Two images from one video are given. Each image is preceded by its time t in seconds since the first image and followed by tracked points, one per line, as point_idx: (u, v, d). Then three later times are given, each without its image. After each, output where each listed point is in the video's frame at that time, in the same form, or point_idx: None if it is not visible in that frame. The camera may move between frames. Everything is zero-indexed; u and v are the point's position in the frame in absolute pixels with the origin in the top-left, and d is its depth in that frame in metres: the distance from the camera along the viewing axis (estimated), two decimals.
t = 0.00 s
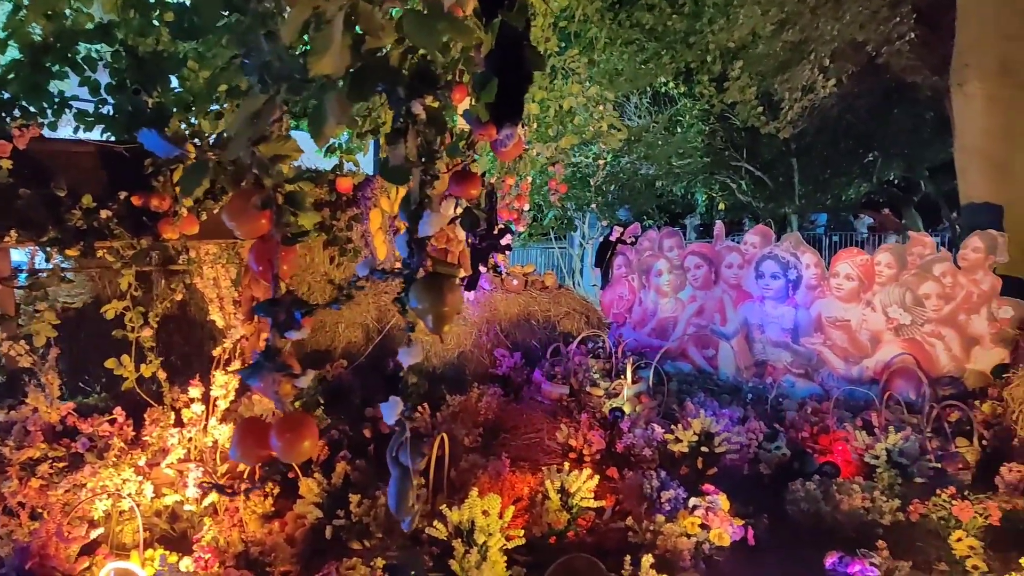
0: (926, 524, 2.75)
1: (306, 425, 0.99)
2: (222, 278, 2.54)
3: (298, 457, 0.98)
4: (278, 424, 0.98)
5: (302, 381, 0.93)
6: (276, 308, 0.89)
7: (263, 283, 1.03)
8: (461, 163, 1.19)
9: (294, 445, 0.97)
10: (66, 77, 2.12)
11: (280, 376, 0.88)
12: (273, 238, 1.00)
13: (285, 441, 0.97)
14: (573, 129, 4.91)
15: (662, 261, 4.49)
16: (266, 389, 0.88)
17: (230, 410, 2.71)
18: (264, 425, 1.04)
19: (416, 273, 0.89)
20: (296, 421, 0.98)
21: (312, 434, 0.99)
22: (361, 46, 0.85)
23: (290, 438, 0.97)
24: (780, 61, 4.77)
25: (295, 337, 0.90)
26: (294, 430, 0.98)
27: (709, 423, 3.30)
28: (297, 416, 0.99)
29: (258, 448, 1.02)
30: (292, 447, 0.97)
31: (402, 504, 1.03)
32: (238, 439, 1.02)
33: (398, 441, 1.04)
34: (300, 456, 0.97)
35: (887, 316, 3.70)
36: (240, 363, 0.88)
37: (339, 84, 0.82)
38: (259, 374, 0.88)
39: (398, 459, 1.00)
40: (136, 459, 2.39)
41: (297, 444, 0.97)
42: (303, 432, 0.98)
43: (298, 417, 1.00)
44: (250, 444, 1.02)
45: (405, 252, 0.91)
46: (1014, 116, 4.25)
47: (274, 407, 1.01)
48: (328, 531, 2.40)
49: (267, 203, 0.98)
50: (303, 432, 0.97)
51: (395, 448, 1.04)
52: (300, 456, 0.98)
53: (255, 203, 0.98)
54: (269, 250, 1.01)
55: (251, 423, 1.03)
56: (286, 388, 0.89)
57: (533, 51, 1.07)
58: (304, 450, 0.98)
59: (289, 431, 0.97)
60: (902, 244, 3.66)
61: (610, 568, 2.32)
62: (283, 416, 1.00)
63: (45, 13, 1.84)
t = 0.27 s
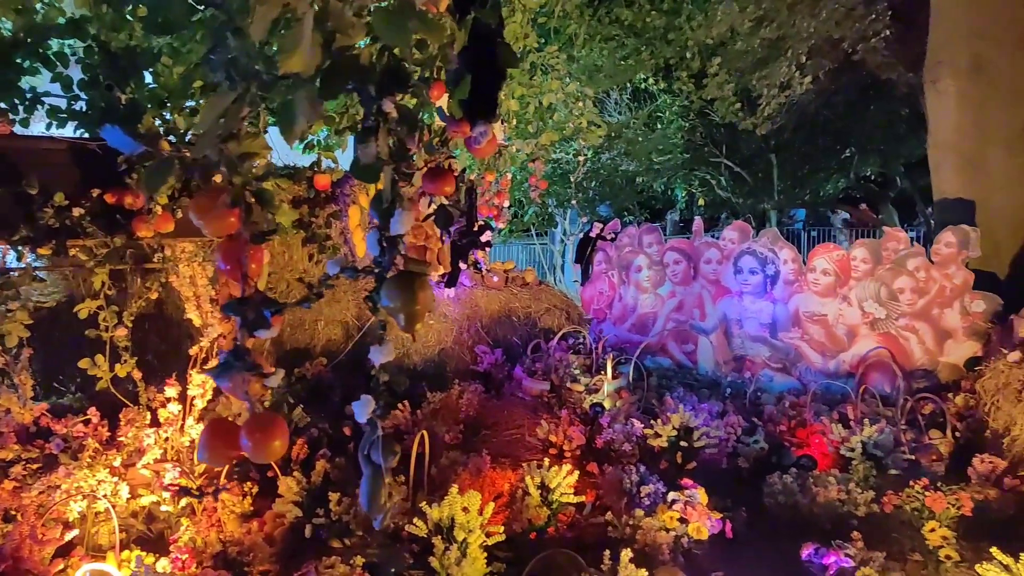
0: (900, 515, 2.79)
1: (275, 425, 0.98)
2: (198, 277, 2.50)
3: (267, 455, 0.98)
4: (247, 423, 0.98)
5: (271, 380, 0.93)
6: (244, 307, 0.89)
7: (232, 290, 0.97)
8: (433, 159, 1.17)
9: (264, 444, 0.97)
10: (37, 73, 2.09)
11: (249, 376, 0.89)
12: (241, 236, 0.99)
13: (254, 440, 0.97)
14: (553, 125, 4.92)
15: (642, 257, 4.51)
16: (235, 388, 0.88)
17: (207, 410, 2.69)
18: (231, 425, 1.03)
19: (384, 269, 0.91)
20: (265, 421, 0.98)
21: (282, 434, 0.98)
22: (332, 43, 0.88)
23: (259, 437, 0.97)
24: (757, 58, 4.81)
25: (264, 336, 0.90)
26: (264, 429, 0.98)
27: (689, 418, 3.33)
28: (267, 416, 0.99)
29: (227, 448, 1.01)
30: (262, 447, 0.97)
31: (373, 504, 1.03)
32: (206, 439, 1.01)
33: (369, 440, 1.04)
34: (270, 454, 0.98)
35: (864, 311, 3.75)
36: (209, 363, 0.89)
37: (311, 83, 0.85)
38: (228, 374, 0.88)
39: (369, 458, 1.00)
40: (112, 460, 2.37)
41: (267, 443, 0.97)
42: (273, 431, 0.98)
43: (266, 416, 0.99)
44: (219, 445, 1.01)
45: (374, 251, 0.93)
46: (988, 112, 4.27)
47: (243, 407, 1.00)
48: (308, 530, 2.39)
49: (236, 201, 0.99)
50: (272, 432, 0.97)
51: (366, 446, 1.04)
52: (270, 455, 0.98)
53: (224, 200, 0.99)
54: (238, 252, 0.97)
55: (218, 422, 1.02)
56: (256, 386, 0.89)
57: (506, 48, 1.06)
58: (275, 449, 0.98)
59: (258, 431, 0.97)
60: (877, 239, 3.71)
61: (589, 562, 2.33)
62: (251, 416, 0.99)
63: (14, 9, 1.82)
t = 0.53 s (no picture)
0: (873, 507, 2.84)
1: (248, 421, 0.99)
2: (175, 273, 2.49)
3: (240, 452, 0.99)
4: (219, 420, 0.98)
5: (243, 377, 0.93)
6: (216, 304, 0.89)
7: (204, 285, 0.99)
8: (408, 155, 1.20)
9: (237, 442, 0.97)
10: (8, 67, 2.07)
11: (221, 373, 0.89)
12: (214, 233, 0.98)
13: (226, 437, 0.97)
14: (533, 122, 4.93)
15: (621, 253, 4.53)
16: (206, 387, 0.88)
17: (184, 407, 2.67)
18: (204, 423, 1.03)
19: (361, 266, 0.92)
20: (237, 418, 0.98)
21: (254, 430, 0.99)
22: (307, 40, 0.89)
23: (232, 434, 0.97)
24: (735, 56, 4.85)
25: (236, 333, 0.89)
26: (236, 426, 0.98)
27: (667, 413, 3.36)
28: (239, 413, 0.99)
29: (198, 446, 1.01)
30: (234, 444, 0.97)
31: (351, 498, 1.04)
32: (176, 437, 1.00)
33: (345, 434, 1.04)
34: (243, 451, 0.98)
35: (840, 307, 3.80)
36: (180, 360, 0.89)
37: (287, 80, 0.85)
38: (199, 372, 0.88)
39: (344, 453, 1.00)
40: (87, 459, 2.35)
41: (239, 440, 0.97)
42: (245, 428, 0.99)
43: (238, 413, 1.00)
44: (189, 441, 1.00)
45: (350, 248, 0.94)
46: (960, 113, 4.37)
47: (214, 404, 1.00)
48: (286, 527, 2.38)
49: (207, 197, 0.96)
50: (244, 428, 0.98)
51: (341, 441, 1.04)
52: (243, 452, 0.99)
53: (196, 197, 0.96)
54: (208, 247, 0.97)
55: (190, 421, 1.01)
56: (227, 383, 0.89)
57: (482, 45, 1.08)
58: (247, 445, 0.99)
59: (230, 427, 0.97)
60: (852, 235, 3.76)
61: (569, 556, 2.35)
62: (223, 413, 0.99)
63: None
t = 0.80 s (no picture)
0: (847, 497, 2.90)
1: (224, 416, 0.99)
2: (151, 269, 2.48)
3: (216, 447, 0.99)
4: (195, 415, 0.98)
5: (218, 371, 0.94)
6: (191, 299, 0.88)
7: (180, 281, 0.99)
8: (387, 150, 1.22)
9: (213, 436, 0.97)
10: None
11: (197, 367, 0.89)
12: (189, 229, 0.98)
13: (202, 432, 0.97)
14: (512, 118, 4.94)
15: (600, 249, 4.56)
16: (181, 380, 0.88)
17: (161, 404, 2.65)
18: (179, 419, 1.03)
19: (337, 262, 0.91)
20: (213, 413, 0.99)
21: (229, 425, 1.00)
22: (286, 38, 0.92)
23: (208, 429, 0.97)
24: (713, 53, 4.90)
25: (212, 328, 0.89)
26: (212, 420, 0.98)
27: (646, 407, 3.40)
28: (215, 408, 1.00)
29: (172, 442, 1.01)
30: (210, 439, 0.97)
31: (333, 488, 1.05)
32: (150, 432, 1.00)
33: (325, 426, 1.04)
34: (218, 446, 0.98)
35: (815, 301, 3.86)
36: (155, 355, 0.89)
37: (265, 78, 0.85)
38: (174, 367, 0.88)
39: (323, 444, 1.00)
40: (62, 457, 2.34)
41: (215, 434, 0.98)
42: (220, 422, 0.99)
43: (213, 408, 1.00)
44: (163, 436, 1.00)
45: (327, 242, 0.94)
46: (932, 110, 4.45)
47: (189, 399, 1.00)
48: (265, 524, 2.37)
49: (183, 193, 0.96)
50: (220, 423, 0.98)
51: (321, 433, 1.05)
52: (219, 446, 0.99)
53: (170, 193, 0.96)
54: (183, 243, 0.98)
55: (164, 418, 1.02)
56: (202, 377, 0.90)
57: (458, 42, 1.08)
58: (223, 440, 0.99)
59: (206, 422, 0.98)
60: (827, 231, 3.83)
61: (548, 549, 2.37)
62: (198, 408, 1.00)
63: None
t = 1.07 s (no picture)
0: (820, 485, 2.95)
1: (204, 408, 1.00)
2: (125, 264, 2.42)
3: (195, 439, 1.00)
4: (173, 407, 0.98)
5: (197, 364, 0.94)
6: (167, 292, 0.88)
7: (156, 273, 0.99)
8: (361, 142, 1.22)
9: (191, 428, 0.98)
10: None
11: (175, 360, 0.89)
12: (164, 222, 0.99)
13: (181, 424, 0.98)
14: (490, 112, 4.94)
15: (578, 242, 4.58)
16: (158, 374, 0.89)
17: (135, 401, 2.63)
18: (157, 412, 1.03)
19: (313, 254, 0.92)
20: (192, 405, 0.99)
21: (208, 417, 1.00)
22: (260, 31, 0.92)
23: (186, 421, 0.98)
24: (689, 46, 4.93)
25: (189, 321, 0.89)
26: (190, 413, 0.99)
27: (623, 398, 3.43)
28: (193, 400, 1.00)
29: (151, 433, 1.02)
30: (189, 430, 0.98)
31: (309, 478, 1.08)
32: (128, 425, 1.01)
33: (302, 418, 1.07)
34: (197, 438, 0.99)
35: (790, 293, 3.92)
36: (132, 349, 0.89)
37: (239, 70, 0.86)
38: (151, 360, 0.88)
39: (301, 434, 1.04)
40: (35, 454, 2.31)
41: (193, 427, 0.98)
42: (199, 415, 1.00)
43: (191, 400, 1.00)
44: (141, 429, 1.01)
45: (304, 234, 0.94)
46: (903, 103, 4.52)
47: (168, 392, 1.01)
48: (243, 519, 2.36)
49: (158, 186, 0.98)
50: (200, 415, 0.99)
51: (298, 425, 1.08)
52: (197, 438, 0.99)
53: (147, 186, 0.99)
54: (159, 236, 0.98)
55: (143, 409, 1.02)
56: (180, 370, 0.90)
57: (432, 36, 1.08)
58: (201, 432, 0.99)
59: (185, 414, 0.98)
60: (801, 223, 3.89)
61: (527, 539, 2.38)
62: (176, 400, 1.00)
63: None
